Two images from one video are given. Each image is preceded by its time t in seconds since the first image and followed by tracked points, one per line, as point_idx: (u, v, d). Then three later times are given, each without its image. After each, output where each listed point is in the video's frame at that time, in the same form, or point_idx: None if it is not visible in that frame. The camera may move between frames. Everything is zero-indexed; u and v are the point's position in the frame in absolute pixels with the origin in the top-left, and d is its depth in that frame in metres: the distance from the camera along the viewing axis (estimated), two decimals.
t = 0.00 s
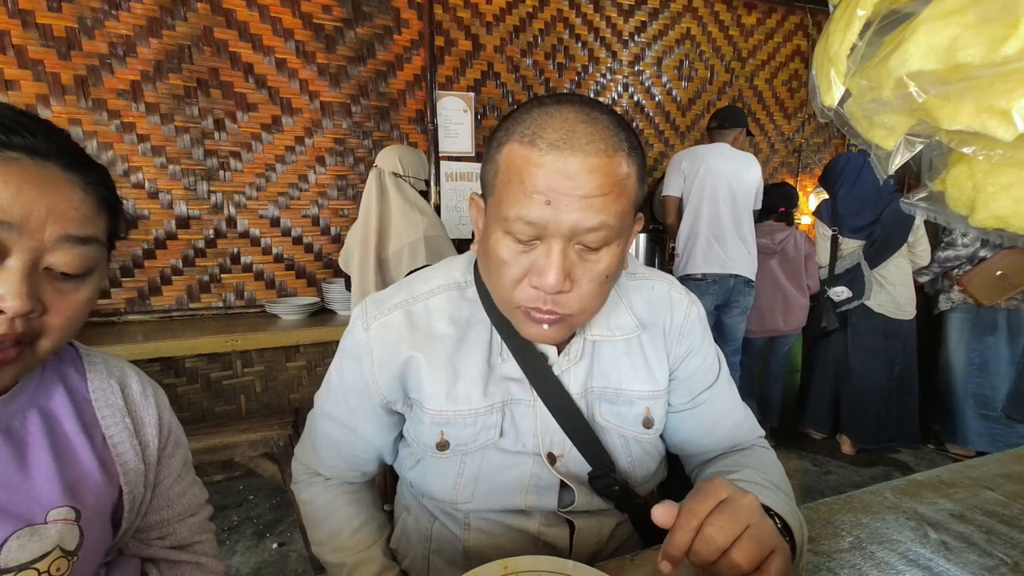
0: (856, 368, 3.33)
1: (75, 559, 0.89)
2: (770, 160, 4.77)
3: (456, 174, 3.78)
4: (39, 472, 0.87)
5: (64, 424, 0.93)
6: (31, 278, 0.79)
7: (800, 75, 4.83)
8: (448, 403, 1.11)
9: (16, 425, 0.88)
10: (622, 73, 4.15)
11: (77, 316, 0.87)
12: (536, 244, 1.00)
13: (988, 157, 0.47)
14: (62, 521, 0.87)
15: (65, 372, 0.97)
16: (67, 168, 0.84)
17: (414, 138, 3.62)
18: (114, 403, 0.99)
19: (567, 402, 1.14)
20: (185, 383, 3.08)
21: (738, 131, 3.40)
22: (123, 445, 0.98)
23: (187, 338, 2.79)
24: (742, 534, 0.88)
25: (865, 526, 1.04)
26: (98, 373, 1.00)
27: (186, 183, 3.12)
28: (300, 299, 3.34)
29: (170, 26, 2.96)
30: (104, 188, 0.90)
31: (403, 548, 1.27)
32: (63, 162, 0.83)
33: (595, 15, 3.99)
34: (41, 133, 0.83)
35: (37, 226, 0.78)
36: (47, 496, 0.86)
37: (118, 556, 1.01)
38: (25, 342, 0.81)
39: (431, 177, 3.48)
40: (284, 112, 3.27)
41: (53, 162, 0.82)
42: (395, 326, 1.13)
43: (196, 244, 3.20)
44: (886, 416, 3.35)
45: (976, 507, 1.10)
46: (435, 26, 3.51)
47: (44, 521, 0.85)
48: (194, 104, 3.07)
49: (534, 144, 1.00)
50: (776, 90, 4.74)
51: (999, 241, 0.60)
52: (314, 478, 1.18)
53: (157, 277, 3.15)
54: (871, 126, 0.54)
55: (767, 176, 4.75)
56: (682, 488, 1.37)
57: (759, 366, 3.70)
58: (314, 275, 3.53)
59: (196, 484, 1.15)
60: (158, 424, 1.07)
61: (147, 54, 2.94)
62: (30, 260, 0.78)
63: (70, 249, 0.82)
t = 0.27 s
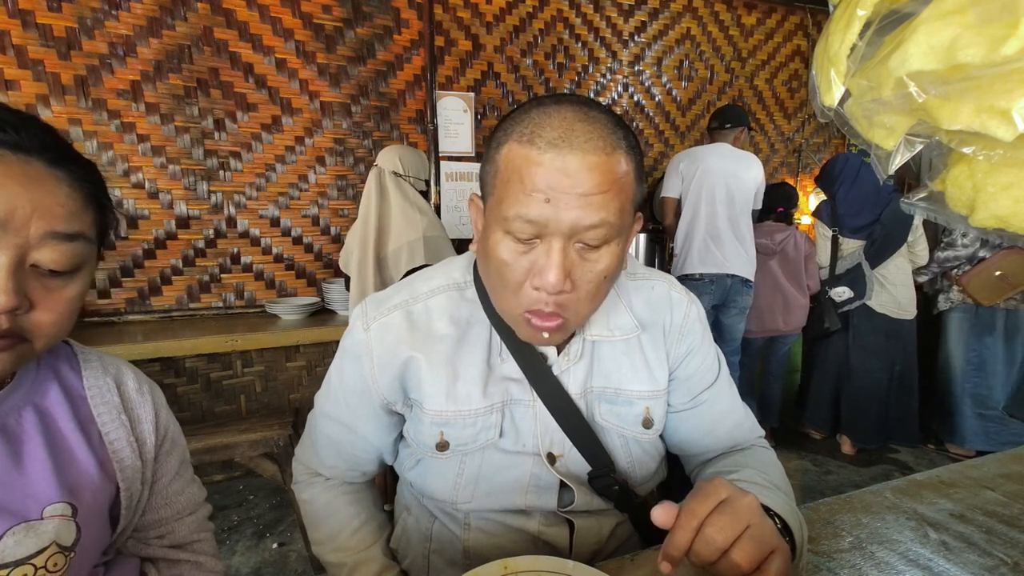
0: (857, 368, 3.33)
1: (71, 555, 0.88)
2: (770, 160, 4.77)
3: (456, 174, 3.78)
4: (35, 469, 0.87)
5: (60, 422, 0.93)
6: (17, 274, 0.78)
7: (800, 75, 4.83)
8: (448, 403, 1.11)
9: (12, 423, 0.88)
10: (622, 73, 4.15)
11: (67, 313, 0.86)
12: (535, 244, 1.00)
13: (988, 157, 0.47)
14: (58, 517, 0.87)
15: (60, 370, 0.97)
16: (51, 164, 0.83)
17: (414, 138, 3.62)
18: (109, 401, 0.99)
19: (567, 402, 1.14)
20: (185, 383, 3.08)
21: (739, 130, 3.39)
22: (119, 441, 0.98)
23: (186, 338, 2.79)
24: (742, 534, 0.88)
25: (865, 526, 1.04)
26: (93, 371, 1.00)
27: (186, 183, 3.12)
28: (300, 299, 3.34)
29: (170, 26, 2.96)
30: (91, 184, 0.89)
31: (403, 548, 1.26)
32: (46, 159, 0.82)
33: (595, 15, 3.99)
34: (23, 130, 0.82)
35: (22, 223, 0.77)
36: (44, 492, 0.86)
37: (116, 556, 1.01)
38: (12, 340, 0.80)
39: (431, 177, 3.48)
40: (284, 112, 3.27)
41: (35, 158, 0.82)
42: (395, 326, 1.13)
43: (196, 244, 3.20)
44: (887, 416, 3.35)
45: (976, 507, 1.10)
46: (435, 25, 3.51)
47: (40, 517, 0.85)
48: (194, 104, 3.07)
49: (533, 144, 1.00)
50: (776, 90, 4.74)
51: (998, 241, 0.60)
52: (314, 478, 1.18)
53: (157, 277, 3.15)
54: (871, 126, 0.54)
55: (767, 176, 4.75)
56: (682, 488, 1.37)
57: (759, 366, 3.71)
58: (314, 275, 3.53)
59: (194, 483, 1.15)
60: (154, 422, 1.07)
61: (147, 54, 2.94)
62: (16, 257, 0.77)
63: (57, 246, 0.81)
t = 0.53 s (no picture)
0: (859, 368, 3.33)
1: (71, 554, 0.88)
2: (770, 160, 4.77)
3: (456, 174, 3.78)
4: (34, 468, 0.87)
5: (59, 421, 0.93)
6: None
7: (800, 75, 4.84)
8: (448, 403, 1.11)
9: (12, 422, 0.88)
10: (622, 73, 4.15)
11: (50, 306, 0.81)
12: (535, 244, 1.01)
13: (988, 157, 0.47)
14: (57, 517, 0.87)
15: (59, 369, 0.96)
16: (24, 153, 0.79)
17: (414, 138, 3.62)
18: (109, 401, 0.99)
19: (567, 402, 1.14)
20: (185, 383, 3.09)
21: (741, 129, 3.38)
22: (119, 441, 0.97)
23: (187, 338, 2.79)
24: (742, 534, 0.88)
25: (864, 526, 1.04)
26: (93, 371, 1.00)
27: (186, 183, 3.13)
28: (300, 299, 3.34)
29: (170, 26, 2.96)
30: (72, 174, 0.86)
31: (403, 548, 1.26)
32: (19, 149, 0.79)
33: (595, 15, 3.99)
34: (21, 129, 0.81)
35: None
36: (43, 492, 0.86)
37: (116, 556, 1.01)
38: None
39: (431, 177, 3.48)
40: (284, 112, 3.27)
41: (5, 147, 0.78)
42: (395, 326, 1.13)
43: (196, 244, 3.20)
44: (887, 416, 3.35)
45: (976, 507, 1.10)
46: (435, 26, 3.51)
47: (40, 516, 0.85)
48: (194, 104, 3.07)
49: (533, 144, 1.00)
50: (776, 90, 4.74)
51: (999, 241, 0.60)
52: (314, 478, 1.18)
53: (157, 277, 3.15)
54: (871, 126, 0.54)
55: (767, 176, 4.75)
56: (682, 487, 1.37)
57: (759, 366, 3.71)
58: (314, 275, 3.53)
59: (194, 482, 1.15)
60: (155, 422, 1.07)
61: (147, 54, 2.94)
62: None
63: (31, 236, 0.76)
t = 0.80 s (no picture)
0: (859, 370, 3.33)
1: (74, 553, 0.89)
2: (770, 160, 4.77)
3: (456, 174, 3.78)
4: (37, 467, 0.87)
5: (62, 421, 0.93)
6: None
7: (800, 75, 4.84)
8: (448, 403, 1.11)
9: (15, 422, 0.88)
10: (622, 73, 4.15)
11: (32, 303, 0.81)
12: (534, 244, 1.00)
13: (988, 157, 0.47)
14: (60, 516, 0.87)
15: (63, 369, 0.97)
16: None
17: (414, 138, 3.62)
18: (113, 401, 0.99)
19: (566, 403, 1.14)
20: (185, 383, 3.09)
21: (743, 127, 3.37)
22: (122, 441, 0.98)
23: (187, 338, 2.79)
24: (742, 533, 0.88)
25: (864, 526, 1.04)
26: (97, 371, 1.00)
27: (186, 183, 3.13)
28: (300, 299, 3.34)
29: (170, 26, 2.96)
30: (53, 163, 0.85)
31: (404, 548, 1.26)
32: None
33: (595, 15, 3.99)
34: (11, 126, 0.81)
35: None
36: (47, 491, 0.86)
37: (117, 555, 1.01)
38: None
39: (431, 177, 3.48)
40: (284, 112, 3.27)
41: None
42: (396, 327, 1.13)
43: (196, 244, 3.20)
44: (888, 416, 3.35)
45: (976, 507, 1.10)
46: (435, 26, 3.51)
47: (43, 515, 0.85)
48: (194, 104, 3.07)
49: (531, 144, 1.00)
50: (776, 90, 4.74)
51: (998, 241, 0.60)
52: (315, 478, 1.18)
53: (157, 277, 3.15)
54: (871, 126, 0.54)
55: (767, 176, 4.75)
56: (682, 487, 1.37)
57: (759, 366, 3.71)
58: (314, 275, 3.53)
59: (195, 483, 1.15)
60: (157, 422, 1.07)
61: (147, 54, 2.94)
62: None
63: None
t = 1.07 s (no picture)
0: (860, 371, 3.33)
1: (79, 553, 0.89)
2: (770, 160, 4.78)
3: (456, 174, 3.78)
4: (44, 467, 0.87)
5: (68, 422, 0.93)
6: None
7: (800, 75, 4.84)
8: (448, 403, 1.11)
9: (21, 422, 0.88)
10: (622, 73, 4.15)
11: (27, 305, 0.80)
12: (534, 244, 1.00)
13: (988, 157, 0.48)
14: (66, 515, 0.87)
15: (69, 370, 0.97)
16: None
17: (414, 138, 3.62)
18: (119, 401, 0.99)
19: (566, 402, 1.14)
20: (185, 383, 3.09)
21: (745, 127, 3.38)
22: (127, 442, 0.98)
23: (186, 338, 2.79)
24: (742, 532, 0.88)
25: (864, 526, 1.04)
26: (105, 371, 1.00)
27: (186, 183, 3.13)
28: (300, 299, 3.34)
29: (170, 26, 2.96)
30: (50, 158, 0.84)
31: (404, 548, 1.26)
32: None
33: (595, 15, 3.99)
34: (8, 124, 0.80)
35: None
36: (53, 491, 0.86)
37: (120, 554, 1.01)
38: None
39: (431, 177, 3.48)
40: (284, 112, 3.27)
41: None
42: (396, 326, 1.13)
43: (196, 244, 3.20)
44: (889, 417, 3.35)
45: (976, 507, 1.10)
46: (435, 25, 3.51)
47: (49, 515, 0.85)
48: (194, 104, 3.07)
49: (530, 144, 1.00)
50: (776, 90, 4.74)
51: (998, 241, 0.60)
52: (315, 478, 1.18)
53: (157, 277, 3.15)
54: (871, 126, 0.54)
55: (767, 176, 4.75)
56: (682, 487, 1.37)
57: (759, 366, 3.71)
58: (314, 275, 3.53)
59: (198, 484, 1.15)
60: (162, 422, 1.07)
61: (147, 54, 2.94)
62: None
63: None
